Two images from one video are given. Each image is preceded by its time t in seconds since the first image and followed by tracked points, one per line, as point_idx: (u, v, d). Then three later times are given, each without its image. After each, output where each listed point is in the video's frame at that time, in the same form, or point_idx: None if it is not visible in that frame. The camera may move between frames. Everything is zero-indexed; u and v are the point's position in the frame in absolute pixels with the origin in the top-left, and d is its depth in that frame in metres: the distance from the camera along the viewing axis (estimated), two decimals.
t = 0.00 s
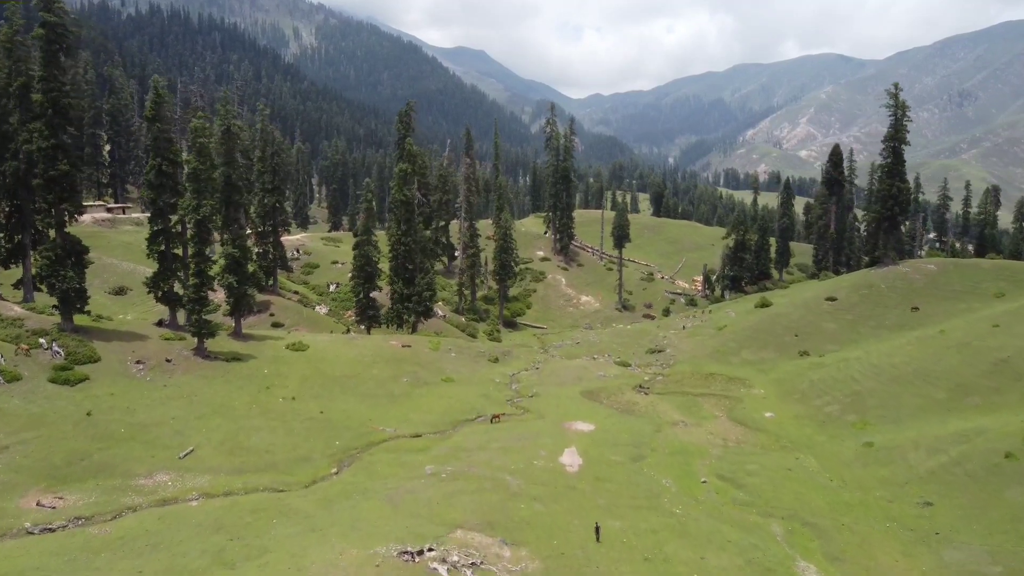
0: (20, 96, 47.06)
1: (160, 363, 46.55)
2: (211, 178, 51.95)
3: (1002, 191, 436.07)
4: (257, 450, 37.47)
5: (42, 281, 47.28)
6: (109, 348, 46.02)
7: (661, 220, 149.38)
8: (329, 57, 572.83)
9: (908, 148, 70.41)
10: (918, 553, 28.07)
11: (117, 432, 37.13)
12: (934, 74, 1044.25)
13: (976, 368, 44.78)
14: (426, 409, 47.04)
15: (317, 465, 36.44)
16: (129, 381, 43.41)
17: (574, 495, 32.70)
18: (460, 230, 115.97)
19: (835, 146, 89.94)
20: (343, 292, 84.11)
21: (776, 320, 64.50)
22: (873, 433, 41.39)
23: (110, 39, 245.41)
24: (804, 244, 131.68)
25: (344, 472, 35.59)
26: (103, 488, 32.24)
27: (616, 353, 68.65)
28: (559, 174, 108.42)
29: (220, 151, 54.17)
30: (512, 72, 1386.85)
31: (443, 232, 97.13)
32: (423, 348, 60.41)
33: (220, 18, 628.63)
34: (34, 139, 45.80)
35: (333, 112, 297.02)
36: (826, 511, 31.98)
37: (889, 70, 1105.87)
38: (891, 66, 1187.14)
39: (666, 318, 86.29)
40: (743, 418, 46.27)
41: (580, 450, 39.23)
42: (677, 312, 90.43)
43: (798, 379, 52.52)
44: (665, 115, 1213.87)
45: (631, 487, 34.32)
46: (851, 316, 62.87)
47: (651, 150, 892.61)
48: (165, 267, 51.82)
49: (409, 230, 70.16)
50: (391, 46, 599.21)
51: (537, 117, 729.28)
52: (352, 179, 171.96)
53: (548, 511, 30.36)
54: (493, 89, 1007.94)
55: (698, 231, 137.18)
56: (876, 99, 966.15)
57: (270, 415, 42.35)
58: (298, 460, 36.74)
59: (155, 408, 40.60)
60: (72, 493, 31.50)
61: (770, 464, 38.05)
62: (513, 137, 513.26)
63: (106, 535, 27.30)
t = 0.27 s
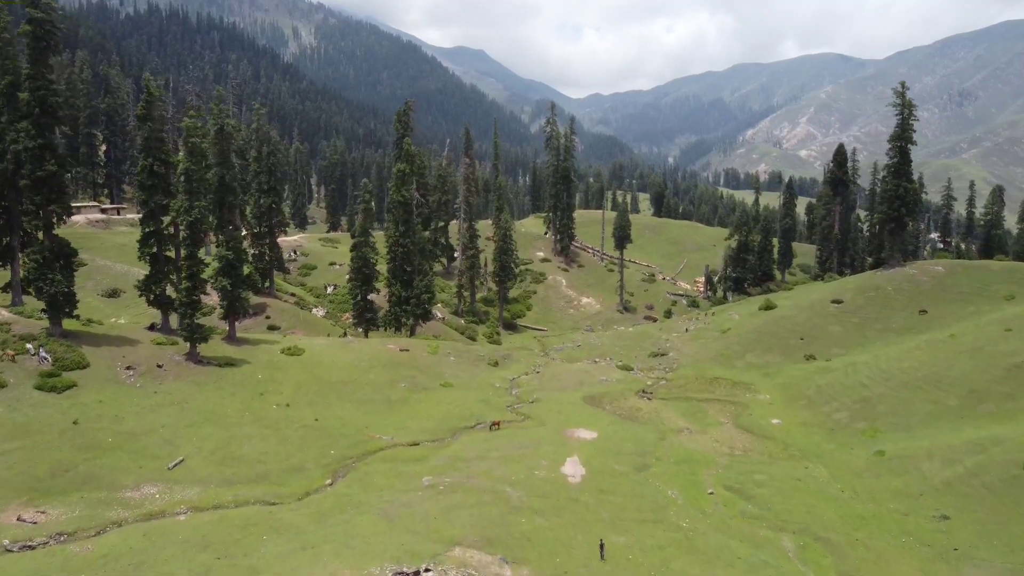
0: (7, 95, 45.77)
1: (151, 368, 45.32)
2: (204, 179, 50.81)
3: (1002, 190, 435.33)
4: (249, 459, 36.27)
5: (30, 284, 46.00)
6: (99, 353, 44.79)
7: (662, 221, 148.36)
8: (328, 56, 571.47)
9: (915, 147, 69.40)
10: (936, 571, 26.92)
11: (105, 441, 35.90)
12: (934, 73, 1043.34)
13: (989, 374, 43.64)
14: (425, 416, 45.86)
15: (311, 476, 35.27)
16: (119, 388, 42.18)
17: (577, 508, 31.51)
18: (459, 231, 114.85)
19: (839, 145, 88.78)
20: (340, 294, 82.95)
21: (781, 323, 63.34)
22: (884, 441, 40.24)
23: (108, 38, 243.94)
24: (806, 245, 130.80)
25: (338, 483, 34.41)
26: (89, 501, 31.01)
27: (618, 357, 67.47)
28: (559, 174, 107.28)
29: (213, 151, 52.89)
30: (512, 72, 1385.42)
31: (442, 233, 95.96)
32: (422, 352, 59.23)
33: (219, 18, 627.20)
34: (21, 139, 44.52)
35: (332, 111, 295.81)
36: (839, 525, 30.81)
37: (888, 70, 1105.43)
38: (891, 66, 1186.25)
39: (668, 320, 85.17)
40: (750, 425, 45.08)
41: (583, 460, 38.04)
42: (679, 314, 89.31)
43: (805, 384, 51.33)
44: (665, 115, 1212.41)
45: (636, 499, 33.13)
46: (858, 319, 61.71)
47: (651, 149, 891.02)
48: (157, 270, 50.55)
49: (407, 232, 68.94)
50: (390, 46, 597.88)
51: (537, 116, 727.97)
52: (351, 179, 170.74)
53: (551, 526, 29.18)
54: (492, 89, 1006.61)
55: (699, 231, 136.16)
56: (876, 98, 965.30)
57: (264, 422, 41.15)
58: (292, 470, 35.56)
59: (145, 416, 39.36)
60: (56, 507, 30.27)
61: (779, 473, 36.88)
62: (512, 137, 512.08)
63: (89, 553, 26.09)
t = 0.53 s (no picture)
0: None
1: (140, 375, 43.94)
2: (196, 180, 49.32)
3: (1003, 191, 434.67)
4: (240, 471, 34.91)
5: (15, 289, 44.52)
6: (86, 360, 43.37)
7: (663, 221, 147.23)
8: (327, 56, 570.30)
9: (922, 147, 68.22)
10: None
11: (89, 453, 34.49)
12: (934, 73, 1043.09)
13: (1004, 381, 42.34)
14: (422, 424, 44.46)
15: (303, 489, 33.90)
16: (105, 395, 40.78)
17: (580, 524, 30.17)
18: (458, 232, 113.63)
19: (844, 145, 87.63)
20: (337, 296, 81.64)
21: (787, 327, 62.08)
22: (896, 451, 38.95)
23: (105, 37, 242.57)
24: (809, 247, 129.74)
25: (331, 497, 32.99)
26: (69, 517, 29.61)
27: (620, 361, 66.18)
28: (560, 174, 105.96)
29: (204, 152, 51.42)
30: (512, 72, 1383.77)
31: (441, 234, 94.63)
32: (420, 357, 57.88)
33: (218, 17, 626.25)
34: (5, 138, 42.89)
35: (331, 111, 294.81)
36: (855, 542, 29.47)
37: (888, 70, 1104.24)
38: (891, 66, 1185.41)
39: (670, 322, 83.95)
40: (757, 433, 43.70)
41: (586, 471, 36.69)
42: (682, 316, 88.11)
43: (813, 390, 50.01)
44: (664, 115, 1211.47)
45: (642, 514, 31.80)
46: (865, 323, 60.42)
47: (651, 149, 890.70)
48: (146, 273, 49.05)
49: (405, 233, 67.55)
50: (390, 46, 596.69)
51: (536, 116, 726.75)
52: (349, 179, 169.38)
53: (554, 544, 27.82)
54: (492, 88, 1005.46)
55: (701, 232, 135.03)
56: (875, 99, 964.67)
57: (255, 431, 39.76)
58: (283, 483, 34.19)
59: (132, 426, 37.97)
60: (34, 523, 28.87)
61: (789, 485, 35.55)
62: (512, 137, 510.94)
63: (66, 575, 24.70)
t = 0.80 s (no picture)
0: None
1: (131, 380, 42.85)
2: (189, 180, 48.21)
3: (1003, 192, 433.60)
4: (232, 480, 33.84)
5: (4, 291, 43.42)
6: (76, 364, 42.27)
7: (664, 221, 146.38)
8: (326, 55, 569.41)
9: (929, 147, 67.24)
10: None
11: (76, 462, 33.42)
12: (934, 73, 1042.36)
13: (1017, 386, 41.29)
14: (420, 430, 43.39)
15: (297, 499, 32.84)
16: (95, 401, 39.68)
17: (583, 536, 29.11)
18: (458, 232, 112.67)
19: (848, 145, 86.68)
20: (335, 298, 80.63)
21: (792, 329, 61.04)
22: (907, 458, 37.93)
23: (104, 36, 241.68)
24: (811, 247, 128.89)
25: (326, 508, 31.93)
26: (53, 531, 28.51)
27: (622, 363, 65.14)
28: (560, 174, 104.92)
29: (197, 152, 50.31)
30: (512, 71, 1382.47)
31: (440, 234, 93.63)
32: (419, 360, 56.83)
33: (217, 17, 625.35)
34: None
35: (330, 110, 293.88)
36: (869, 555, 28.41)
37: (888, 70, 1103.54)
38: (891, 66, 1184.48)
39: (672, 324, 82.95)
40: (764, 440, 42.61)
41: (589, 479, 35.64)
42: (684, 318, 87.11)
43: (819, 395, 48.96)
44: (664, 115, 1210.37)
45: (647, 525, 30.74)
46: (872, 325, 59.37)
47: (650, 149, 889.42)
48: (139, 275, 48.00)
49: (403, 234, 66.47)
50: (389, 45, 595.76)
51: (536, 116, 725.98)
52: (348, 179, 168.37)
53: (556, 558, 26.74)
54: (492, 88, 1004.54)
55: (702, 232, 134.07)
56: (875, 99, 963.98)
57: (249, 438, 38.68)
58: (276, 492, 33.14)
59: (121, 433, 36.89)
60: (16, 537, 27.77)
61: (798, 494, 34.50)
62: (512, 137, 510.10)
63: None
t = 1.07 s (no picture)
0: None
1: (120, 386, 41.59)
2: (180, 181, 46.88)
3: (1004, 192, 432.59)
4: (221, 493, 32.59)
5: None
6: (63, 370, 41.00)
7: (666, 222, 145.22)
8: (326, 55, 568.18)
9: (937, 146, 66.03)
10: None
11: (59, 473, 32.19)
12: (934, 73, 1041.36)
13: None
14: (417, 437, 42.16)
15: (289, 512, 31.60)
16: (81, 409, 38.43)
17: (587, 552, 27.91)
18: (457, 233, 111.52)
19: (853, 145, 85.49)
20: (332, 299, 79.42)
21: (797, 332, 59.83)
22: (920, 468, 36.72)
23: (102, 35, 240.58)
24: (814, 248, 127.78)
25: (318, 522, 30.69)
26: (32, 547, 27.28)
27: (624, 367, 63.91)
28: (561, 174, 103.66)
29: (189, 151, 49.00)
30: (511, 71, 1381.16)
31: (439, 235, 92.41)
32: (417, 364, 55.60)
33: (216, 16, 624.17)
34: None
35: (329, 110, 292.75)
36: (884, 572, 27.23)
37: (888, 70, 1102.69)
38: (890, 65, 1183.21)
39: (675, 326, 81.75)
40: (771, 448, 41.37)
41: (592, 490, 34.41)
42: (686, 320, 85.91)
43: (827, 400, 47.76)
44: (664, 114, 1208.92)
45: (653, 540, 29.52)
46: (879, 328, 58.15)
47: (650, 149, 888.03)
48: (128, 278, 46.70)
49: (401, 235, 65.17)
50: (388, 45, 594.60)
51: (536, 115, 724.74)
52: (347, 179, 167.16)
53: None
54: (491, 88, 1003.50)
55: (704, 233, 132.87)
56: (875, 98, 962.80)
57: (240, 447, 37.44)
58: (267, 505, 31.91)
59: (108, 443, 35.65)
60: None
61: (808, 506, 33.29)
62: (511, 136, 508.80)
63: None
